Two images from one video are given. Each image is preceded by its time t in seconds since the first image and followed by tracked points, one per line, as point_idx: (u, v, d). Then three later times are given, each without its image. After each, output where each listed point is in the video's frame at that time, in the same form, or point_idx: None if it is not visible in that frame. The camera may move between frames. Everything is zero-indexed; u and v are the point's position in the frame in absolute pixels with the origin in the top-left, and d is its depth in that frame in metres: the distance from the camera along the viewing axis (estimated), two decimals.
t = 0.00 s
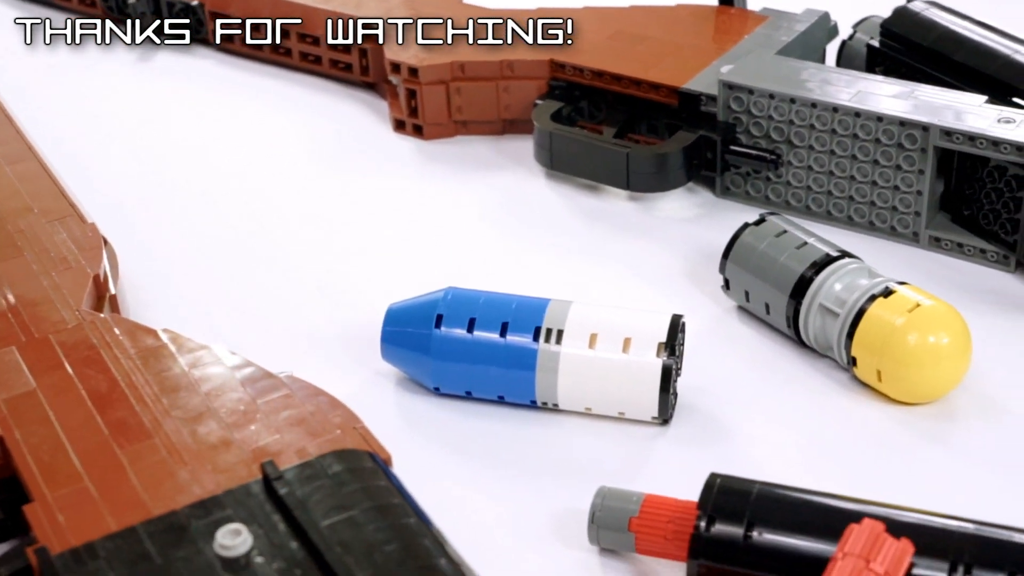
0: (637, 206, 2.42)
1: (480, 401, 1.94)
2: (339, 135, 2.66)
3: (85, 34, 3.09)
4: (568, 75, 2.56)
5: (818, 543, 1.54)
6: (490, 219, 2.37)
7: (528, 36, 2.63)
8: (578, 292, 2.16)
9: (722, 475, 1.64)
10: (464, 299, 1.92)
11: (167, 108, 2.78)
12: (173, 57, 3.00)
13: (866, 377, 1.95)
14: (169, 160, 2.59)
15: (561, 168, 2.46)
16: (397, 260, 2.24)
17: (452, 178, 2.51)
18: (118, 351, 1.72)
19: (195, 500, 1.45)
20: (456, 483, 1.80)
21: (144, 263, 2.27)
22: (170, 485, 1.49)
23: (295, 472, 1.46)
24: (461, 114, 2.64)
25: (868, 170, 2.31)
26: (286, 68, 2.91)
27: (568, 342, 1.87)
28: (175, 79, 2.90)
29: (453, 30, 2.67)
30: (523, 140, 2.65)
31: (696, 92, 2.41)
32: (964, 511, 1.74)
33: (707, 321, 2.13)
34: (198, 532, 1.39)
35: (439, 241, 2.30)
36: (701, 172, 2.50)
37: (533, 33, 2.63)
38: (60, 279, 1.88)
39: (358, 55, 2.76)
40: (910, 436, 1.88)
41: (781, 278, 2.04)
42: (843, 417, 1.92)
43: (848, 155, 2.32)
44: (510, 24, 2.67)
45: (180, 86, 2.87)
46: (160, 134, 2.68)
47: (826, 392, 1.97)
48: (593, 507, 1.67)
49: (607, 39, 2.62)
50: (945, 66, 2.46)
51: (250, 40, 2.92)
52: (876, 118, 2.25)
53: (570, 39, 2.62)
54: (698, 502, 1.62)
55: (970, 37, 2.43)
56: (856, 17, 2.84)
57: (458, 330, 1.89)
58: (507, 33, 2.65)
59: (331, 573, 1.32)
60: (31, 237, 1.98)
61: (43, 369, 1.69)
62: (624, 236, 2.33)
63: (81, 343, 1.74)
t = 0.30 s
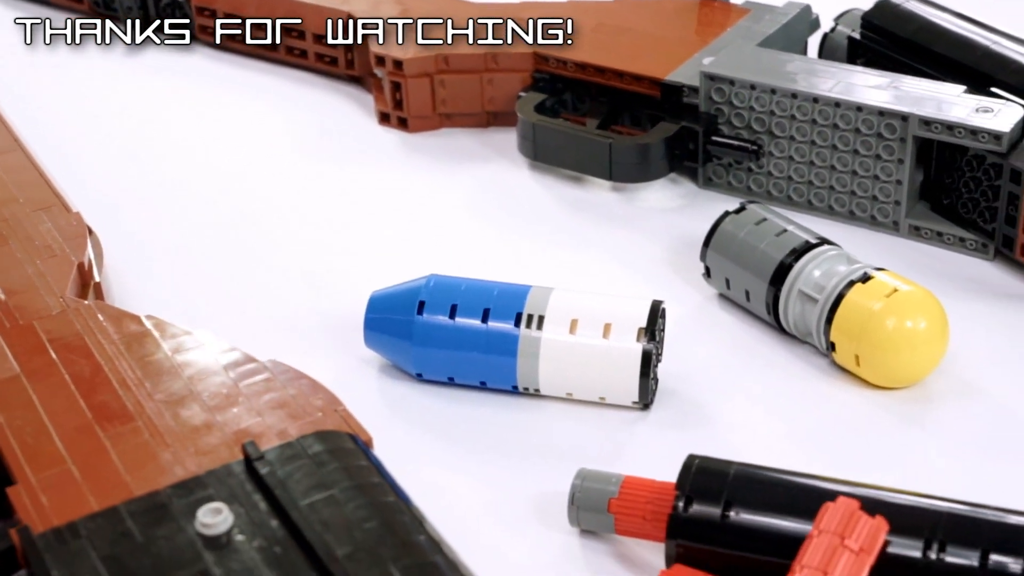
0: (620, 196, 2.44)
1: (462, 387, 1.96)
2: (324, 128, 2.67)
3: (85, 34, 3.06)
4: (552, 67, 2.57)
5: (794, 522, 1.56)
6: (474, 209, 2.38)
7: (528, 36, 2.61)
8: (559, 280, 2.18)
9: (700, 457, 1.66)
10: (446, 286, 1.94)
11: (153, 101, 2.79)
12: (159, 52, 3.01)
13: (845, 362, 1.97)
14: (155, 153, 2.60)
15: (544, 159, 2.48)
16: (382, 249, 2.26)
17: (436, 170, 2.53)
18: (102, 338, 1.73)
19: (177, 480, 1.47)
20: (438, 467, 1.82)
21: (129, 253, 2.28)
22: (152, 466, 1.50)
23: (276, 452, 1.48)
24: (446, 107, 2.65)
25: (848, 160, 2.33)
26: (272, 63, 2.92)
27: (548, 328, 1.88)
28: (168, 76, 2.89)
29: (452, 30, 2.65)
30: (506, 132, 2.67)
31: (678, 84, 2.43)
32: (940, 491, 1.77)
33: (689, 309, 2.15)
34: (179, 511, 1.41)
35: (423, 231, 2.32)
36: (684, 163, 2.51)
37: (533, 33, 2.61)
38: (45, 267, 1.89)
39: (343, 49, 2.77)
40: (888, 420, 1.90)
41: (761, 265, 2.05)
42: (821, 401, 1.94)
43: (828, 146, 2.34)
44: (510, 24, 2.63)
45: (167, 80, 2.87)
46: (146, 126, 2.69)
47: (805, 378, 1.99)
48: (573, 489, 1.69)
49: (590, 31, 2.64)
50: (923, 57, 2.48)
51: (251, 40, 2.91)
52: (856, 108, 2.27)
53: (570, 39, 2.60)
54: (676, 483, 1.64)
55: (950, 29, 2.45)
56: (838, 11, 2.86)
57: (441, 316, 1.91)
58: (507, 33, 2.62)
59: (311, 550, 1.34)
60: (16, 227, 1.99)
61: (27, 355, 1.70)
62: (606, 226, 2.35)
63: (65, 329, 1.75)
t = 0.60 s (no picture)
0: (605, 184, 2.46)
1: (447, 369, 1.98)
2: (312, 118, 2.69)
3: (85, 34, 3.03)
4: (537, 57, 2.59)
5: (774, 498, 1.57)
6: (461, 197, 2.40)
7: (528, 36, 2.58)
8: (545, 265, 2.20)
9: (682, 434, 1.68)
10: (431, 269, 1.95)
11: (141, 92, 2.80)
12: (147, 44, 3.01)
13: (827, 344, 1.99)
14: (144, 142, 2.61)
15: (530, 147, 2.50)
16: (369, 235, 2.28)
17: (423, 158, 2.54)
18: (90, 319, 1.74)
19: (163, 456, 1.48)
20: (424, 448, 1.84)
21: (118, 241, 2.30)
22: (138, 444, 1.51)
23: (261, 429, 1.49)
24: (432, 97, 2.67)
25: (831, 147, 2.35)
26: (260, 54, 2.93)
27: (533, 310, 1.90)
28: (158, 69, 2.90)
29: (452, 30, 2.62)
30: (493, 121, 2.68)
31: (663, 73, 2.45)
32: (919, 468, 1.79)
33: (673, 293, 2.17)
34: (165, 486, 1.42)
35: (409, 218, 2.33)
36: (668, 151, 2.53)
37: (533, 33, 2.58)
38: (33, 251, 1.90)
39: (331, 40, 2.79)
40: (869, 399, 1.92)
41: (744, 249, 2.07)
42: (803, 382, 1.96)
43: (811, 133, 2.36)
44: (511, 24, 2.60)
45: (155, 71, 2.89)
46: (135, 117, 2.70)
47: (787, 359, 2.02)
48: (556, 467, 1.70)
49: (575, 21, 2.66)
50: (905, 45, 2.51)
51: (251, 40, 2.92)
52: (838, 95, 2.29)
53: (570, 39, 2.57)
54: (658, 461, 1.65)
55: (932, 17, 2.48)
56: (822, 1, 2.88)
57: (426, 299, 1.92)
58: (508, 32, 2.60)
59: (296, 523, 1.35)
60: (4, 212, 2.01)
61: (15, 336, 1.71)
62: (592, 213, 2.37)
63: (53, 311, 1.76)
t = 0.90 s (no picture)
0: (595, 170, 2.48)
1: (437, 351, 2.00)
2: (304, 108, 2.70)
3: (83, 31, 3.03)
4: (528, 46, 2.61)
5: (759, 474, 1.59)
6: (452, 183, 2.42)
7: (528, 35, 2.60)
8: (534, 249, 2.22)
9: (668, 412, 1.69)
10: (421, 252, 1.97)
11: (134, 81, 2.82)
12: (140, 35, 3.02)
13: (813, 325, 2.01)
14: (137, 131, 2.62)
15: (521, 134, 2.51)
16: (360, 221, 2.30)
17: (414, 146, 2.56)
18: (82, 301, 1.76)
19: (154, 433, 1.50)
20: (414, 428, 1.85)
21: (111, 227, 2.31)
22: (130, 421, 1.53)
23: (251, 405, 1.51)
24: (424, 85, 2.69)
25: (818, 133, 2.37)
26: (253, 45, 2.95)
27: (521, 292, 1.92)
28: (150, 59, 2.91)
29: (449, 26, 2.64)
30: (484, 110, 2.70)
31: (652, 60, 2.47)
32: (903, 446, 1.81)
33: (661, 277, 2.19)
34: (155, 461, 1.44)
35: (400, 203, 2.35)
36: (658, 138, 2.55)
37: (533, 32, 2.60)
38: (26, 236, 1.92)
39: (323, 30, 2.80)
40: (854, 379, 1.94)
41: (732, 232, 2.09)
42: (789, 362, 1.98)
43: (799, 119, 2.38)
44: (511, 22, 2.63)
45: (148, 62, 2.90)
46: (128, 106, 2.72)
47: (773, 340, 2.04)
48: (544, 445, 1.72)
49: (566, 10, 2.67)
50: (892, 33, 2.53)
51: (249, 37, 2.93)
52: (825, 81, 2.31)
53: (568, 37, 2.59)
54: (645, 438, 1.67)
55: (919, 5, 2.49)
56: None
57: (415, 282, 1.94)
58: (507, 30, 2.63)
59: (284, 496, 1.37)
60: None
61: (8, 318, 1.73)
62: (582, 198, 2.38)
63: (46, 293, 1.78)
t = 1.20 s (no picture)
0: (590, 157, 2.50)
1: (433, 333, 2.02)
2: (301, 97, 2.72)
3: (81, 22, 3.05)
4: (523, 34, 2.63)
5: (750, 448, 1.61)
6: (448, 169, 2.44)
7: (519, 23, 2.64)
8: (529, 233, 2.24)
9: (660, 389, 1.71)
10: (417, 235, 1.99)
11: (132, 71, 2.84)
12: (138, 26, 3.04)
13: (805, 306, 2.03)
14: (135, 120, 2.64)
15: (516, 121, 2.54)
16: (357, 206, 2.32)
17: (411, 133, 2.58)
18: (82, 281, 1.78)
19: (152, 408, 1.52)
20: (411, 408, 1.87)
21: (110, 213, 2.34)
22: (129, 397, 1.55)
23: (248, 380, 1.53)
24: (420, 74, 2.71)
25: (811, 118, 2.39)
26: (250, 35, 2.96)
27: (516, 273, 1.94)
28: (147, 49, 2.93)
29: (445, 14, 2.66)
30: (480, 98, 2.72)
31: (645, 47, 2.49)
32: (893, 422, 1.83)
33: (655, 260, 2.21)
34: (154, 435, 1.46)
35: (396, 189, 2.37)
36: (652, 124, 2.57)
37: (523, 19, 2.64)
38: (26, 219, 1.94)
39: (320, 20, 2.82)
40: (845, 359, 1.96)
41: (724, 215, 2.11)
42: (782, 342, 2.01)
43: (792, 104, 2.40)
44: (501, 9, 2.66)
45: (145, 52, 2.92)
46: (126, 95, 2.74)
47: (766, 321, 2.06)
48: (539, 422, 1.74)
49: None
50: (884, 19, 2.56)
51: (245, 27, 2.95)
52: (818, 67, 2.33)
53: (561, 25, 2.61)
54: (638, 414, 1.69)
55: None
56: None
57: (411, 264, 1.96)
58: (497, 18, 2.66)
59: (282, 468, 1.39)
60: None
61: (9, 299, 1.75)
62: (577, 183, 2.41)
63: (46, 275, 1.80)
